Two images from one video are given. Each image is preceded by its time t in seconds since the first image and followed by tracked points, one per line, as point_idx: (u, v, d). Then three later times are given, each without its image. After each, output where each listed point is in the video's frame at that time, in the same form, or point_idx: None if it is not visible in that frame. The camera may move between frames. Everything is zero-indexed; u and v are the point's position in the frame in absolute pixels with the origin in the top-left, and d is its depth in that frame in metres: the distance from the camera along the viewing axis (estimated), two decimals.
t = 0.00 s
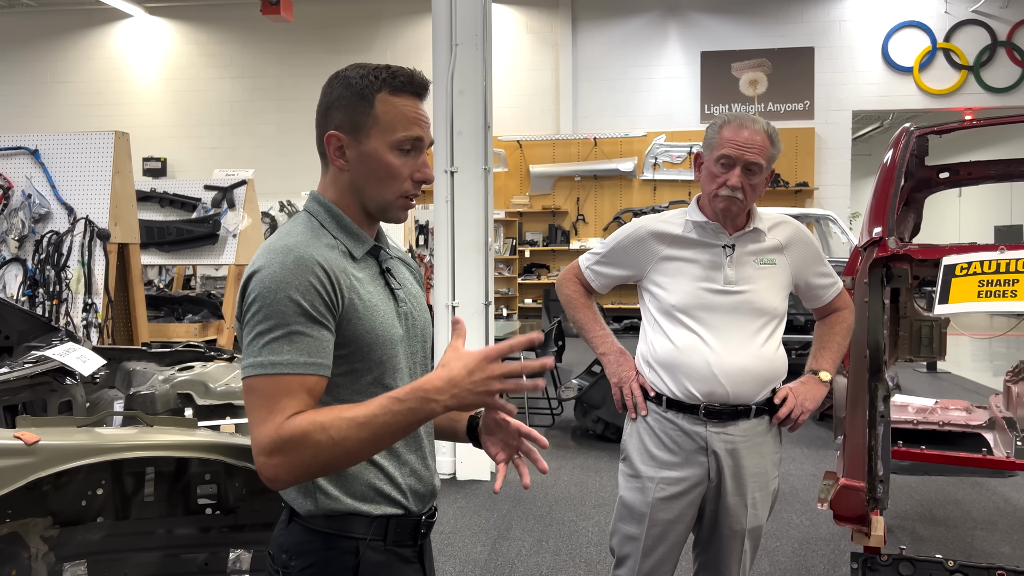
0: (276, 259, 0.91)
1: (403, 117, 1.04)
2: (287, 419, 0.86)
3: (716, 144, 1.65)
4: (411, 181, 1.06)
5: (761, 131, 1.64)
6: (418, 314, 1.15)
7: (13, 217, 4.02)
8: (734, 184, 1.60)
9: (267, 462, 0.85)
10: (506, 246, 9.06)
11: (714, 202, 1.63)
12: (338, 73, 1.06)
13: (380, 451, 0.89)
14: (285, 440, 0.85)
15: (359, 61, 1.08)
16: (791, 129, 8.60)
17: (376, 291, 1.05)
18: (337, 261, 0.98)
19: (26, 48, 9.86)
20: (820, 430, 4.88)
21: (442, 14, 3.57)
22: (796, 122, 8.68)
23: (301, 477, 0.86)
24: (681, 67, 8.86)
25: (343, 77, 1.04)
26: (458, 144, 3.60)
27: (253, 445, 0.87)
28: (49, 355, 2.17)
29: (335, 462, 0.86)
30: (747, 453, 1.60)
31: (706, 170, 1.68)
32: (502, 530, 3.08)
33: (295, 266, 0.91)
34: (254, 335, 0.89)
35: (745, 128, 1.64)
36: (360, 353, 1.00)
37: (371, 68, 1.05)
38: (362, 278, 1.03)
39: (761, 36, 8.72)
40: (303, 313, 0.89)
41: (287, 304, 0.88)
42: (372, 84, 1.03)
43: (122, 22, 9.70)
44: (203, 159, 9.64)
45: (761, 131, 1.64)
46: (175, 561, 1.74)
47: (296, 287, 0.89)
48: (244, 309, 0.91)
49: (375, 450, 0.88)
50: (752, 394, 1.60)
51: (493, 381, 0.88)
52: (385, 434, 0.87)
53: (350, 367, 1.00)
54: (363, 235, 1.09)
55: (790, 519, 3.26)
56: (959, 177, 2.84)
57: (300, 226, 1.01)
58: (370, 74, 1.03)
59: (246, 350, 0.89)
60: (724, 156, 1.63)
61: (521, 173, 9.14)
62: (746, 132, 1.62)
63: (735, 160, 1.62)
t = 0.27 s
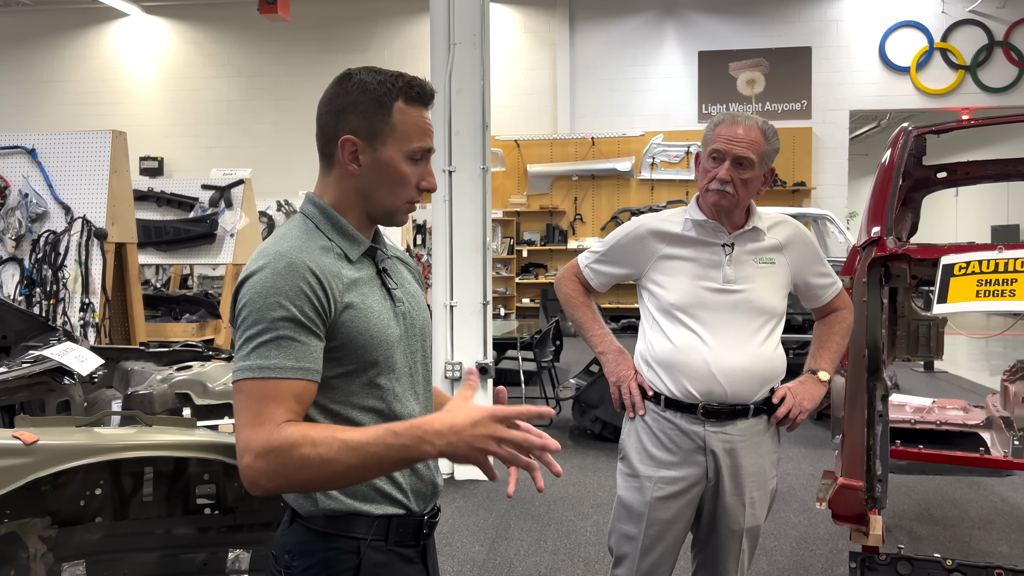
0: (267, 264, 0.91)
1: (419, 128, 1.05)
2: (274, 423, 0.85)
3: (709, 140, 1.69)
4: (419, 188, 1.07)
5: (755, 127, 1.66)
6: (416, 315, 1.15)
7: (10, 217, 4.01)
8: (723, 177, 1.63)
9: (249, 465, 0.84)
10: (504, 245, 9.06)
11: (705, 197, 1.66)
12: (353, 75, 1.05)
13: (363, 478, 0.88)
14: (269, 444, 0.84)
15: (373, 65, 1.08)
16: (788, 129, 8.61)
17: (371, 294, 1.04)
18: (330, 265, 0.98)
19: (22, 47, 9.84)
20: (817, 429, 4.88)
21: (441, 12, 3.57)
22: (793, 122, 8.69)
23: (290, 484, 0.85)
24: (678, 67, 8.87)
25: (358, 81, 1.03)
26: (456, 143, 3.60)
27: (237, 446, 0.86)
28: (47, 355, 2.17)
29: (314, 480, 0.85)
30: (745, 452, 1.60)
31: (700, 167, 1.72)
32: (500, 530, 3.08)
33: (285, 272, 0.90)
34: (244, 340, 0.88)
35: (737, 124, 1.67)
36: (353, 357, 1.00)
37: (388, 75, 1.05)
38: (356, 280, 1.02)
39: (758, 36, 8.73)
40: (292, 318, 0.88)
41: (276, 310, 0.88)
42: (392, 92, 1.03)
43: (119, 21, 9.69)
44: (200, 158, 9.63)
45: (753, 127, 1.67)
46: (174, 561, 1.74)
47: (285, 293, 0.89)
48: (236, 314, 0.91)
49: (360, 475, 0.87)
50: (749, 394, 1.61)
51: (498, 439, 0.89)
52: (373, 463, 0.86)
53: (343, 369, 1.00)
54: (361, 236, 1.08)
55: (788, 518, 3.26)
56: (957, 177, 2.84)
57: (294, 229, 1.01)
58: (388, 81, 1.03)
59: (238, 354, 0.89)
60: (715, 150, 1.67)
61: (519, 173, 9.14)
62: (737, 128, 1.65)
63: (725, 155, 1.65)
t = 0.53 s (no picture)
0: (267, 263, 0.91)
1: (404, 116, 1.03)
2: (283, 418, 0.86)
3: (706, 141, 1.70)
4: (413, 179, 1.06)
5: (752, 126, 1.67)
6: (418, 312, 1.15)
7: (7, 216, 4.00)
8: (719, 177, 1.63)
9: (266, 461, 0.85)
10: (502, 245, 9.06)
11: (702, 196, 1.66)
12: (337, 72, 1.05)
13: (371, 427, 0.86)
14: (279, 440, 0.84)
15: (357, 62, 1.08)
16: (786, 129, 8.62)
17: (373, 292, 1.05)
18: (332, 263, 0.98)
19: (18, 46, 9.81)
20: (814, 429, 4.90)
21: (439, 12, 3.56)
22: (791, 122, 8.70)
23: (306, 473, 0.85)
24: (676, 67, 8.87)
25: (341, 78, 1.04)
26: (454, 143, 3.60)
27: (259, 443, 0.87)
28: (45, 354, 2.17)
29: (330, 449, 0.84)
30: (743, 452, 1.61)
31: (696, 167, 1.72)
32: (498, 530, 3.09)
33: (285, 269, 0.91)
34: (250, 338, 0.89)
35: (733, 124, 1.67)
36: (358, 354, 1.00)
37: (370, 67, 1.04)
38: (358, 279, 1.03)
39: (756, 36, 8.73)
40: (295, 315, 0.89)
41: (280, 307, 0.88)
42: (374, 85, 1.02)
43: (116, 20, 9.66)
44: (197, 157, 9.62)
45: (749, 126, 1.67)
46: (173, 561, 1.74)
47: (286, 290, 0.89)
48: (241, 314, 0.91)
49: (370, 422, 0.84)
50: (748, 393, 1.61)
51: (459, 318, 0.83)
52: (372, 409, 0.83)
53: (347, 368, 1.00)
54: (362, 234, 1.08)
55: (786, 518, 3.27)
56: (954, 177, 2.85)
57: (295, 229, 1.01)
58: (369, 74, 1.03)
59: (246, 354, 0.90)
60: (712, 150, 1.67)
61: (517, 172, 9.15)
62: (734, 128, 1.66)
63: (721, 155, 1.65)
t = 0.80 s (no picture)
0: (260, 256, 0.91)
1: (360, 104, 1.03)
2: (272, 418, 0.84)
3: (705, 142, 1.70)
4: (369, 169, 1.03)
5: (750, 126, 1.67)
6: (416, 314, 1.15)
7: (6, 215, 3.99)
8: (717, 177, 1.63)
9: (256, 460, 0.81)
10: (500, 245, 9.05)
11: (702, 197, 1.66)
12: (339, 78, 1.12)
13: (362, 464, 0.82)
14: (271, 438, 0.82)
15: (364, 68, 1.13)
16: (785, 129, 8.62)
17: (369, 291, 1.04)
18: (326, 260, 0.98)
19: (15, 46, 9.79)
20: (813, 428, 4.90)
21: (437, 11, 3.56)
22: (789, 122, 8.71)
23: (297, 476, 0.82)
24: (674, 67, 8.88)
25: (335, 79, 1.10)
26: (452, 143, 3.60)
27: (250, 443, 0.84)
28: (45, 354, 2.16)
29: (320, 470, 0.81)
30: (743, 452, 1.61)
31: (697, 169, 1.72)
32: (497, 529, 3.09)
33: (277, 263, 0.90)
34: (240, 332, 0.88)
35: (731, 124, 1.67)
36: (349, 351, 0.99)
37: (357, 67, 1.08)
38: (353, 276, 1.02)
39: (754, 36, 8.74)
40: (285, 309, 0.88)
41: (270, 300, 0.87)
42: (349, 76, 1.05)
43: (114, 20, 9.64)
44: (195, 157, 9.61)
45: (747, 126, 1.67)
46: (172, 561, 1.74)
47: (276, 283, 0.88)
48: (233, 309, 0.91)
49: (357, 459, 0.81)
50: (747, 393, 1.61)
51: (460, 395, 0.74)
52: (357, 448, 0.79)
53: (339, 365, 1.00)
54: (361, 234, 1.09)
55: (785, 518, 3.27)
56: (952, 177, 2.85)
57: (293, 226, 1.01)
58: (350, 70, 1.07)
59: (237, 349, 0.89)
60: (711, 150, 1.67)
61: (515, 172, 9.16)
62: (732, 127, 1.66)
63: (720, 155, 1.65)
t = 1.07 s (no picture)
0: (244, 260, 0.92)
1: (363, 113, 1.04)
2: (241, 432, 0.87)
3: (705, 142, 1.70)
4: (365, 177, 1.04)
5: (750, 127, 1.67)
6: (413, 320, 1.12)
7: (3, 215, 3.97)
8: (717, 178, 1.63)
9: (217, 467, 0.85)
10: (499, 245, 9.05)
11: (701, 198, 1.66)
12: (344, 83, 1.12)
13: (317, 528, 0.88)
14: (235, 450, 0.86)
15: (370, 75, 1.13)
16: (783, 129, 8.63)
17: (359, 296, 1.03)
18: (313, 265, 0.98)
19: (13, 46, 9.78)
20: (811, 428, 4.91)
21: (436, 11, 3.56)
22: (787, 122, 8.72)
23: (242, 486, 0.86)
24: (672, 67, 8.89)
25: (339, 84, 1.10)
26: (451, 143, 3.59)
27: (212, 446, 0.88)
28: (43, 355, 2.16)
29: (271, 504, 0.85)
30: (742, 452, 1.61)
31: (696, 170, 1.72)
32: (495, 530, 3.09)
33: (258, 268, 0.91)
34: (218, 335, 0.90)
35: (730, 125, 1.67)
36: (332, 357, 0.98)
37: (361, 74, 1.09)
38: (342, 281, 1.01)
39: (752, 36, 8.75)
40: (261, 317, 0.89)
41: (247, 307, 0.89)
42: (352, 83, 1.05)
43: (112, 19, 9.62)
44: (194, 157, 9.60)
45: (747, 128, 1.67)
46: (171, 561, 1.74)
47: (255, 289, 0.89)
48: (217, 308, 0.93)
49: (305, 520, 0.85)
50: (747, 394, 1.61)
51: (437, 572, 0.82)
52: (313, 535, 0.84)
53: (319, 367, 0.98)
54: (359, 237, 1.07)
55: (783, 518, 3.27)
56: (951, 178, 2.85)
57: (288, 228, 1.02)
58: (354, 77, 1.07)
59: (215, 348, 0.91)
60: (710, 151, 1.67)
61: (514, 172, 9.16)
62: (732, 129, 1.66)
63: (719, 156, 1.65)
